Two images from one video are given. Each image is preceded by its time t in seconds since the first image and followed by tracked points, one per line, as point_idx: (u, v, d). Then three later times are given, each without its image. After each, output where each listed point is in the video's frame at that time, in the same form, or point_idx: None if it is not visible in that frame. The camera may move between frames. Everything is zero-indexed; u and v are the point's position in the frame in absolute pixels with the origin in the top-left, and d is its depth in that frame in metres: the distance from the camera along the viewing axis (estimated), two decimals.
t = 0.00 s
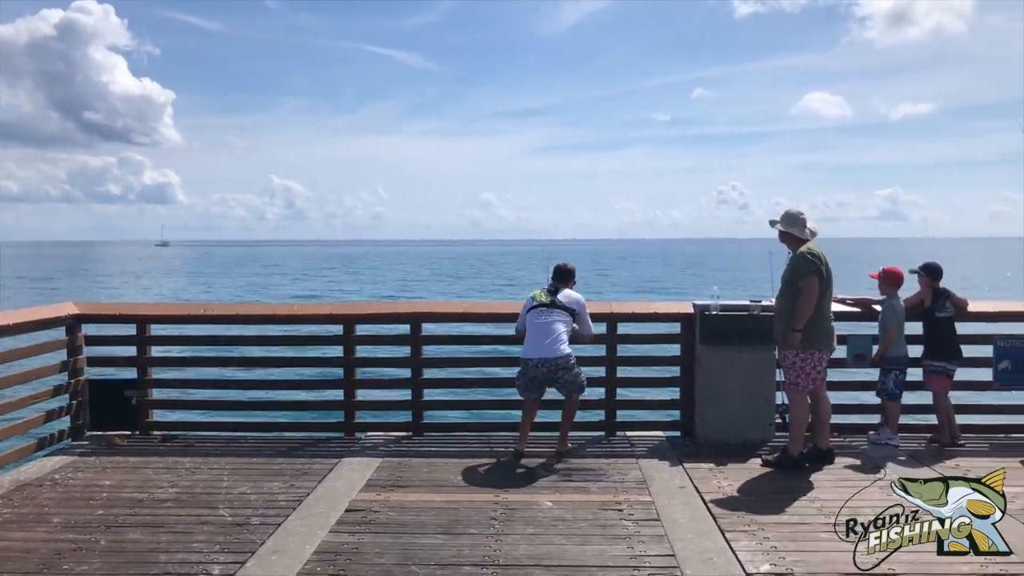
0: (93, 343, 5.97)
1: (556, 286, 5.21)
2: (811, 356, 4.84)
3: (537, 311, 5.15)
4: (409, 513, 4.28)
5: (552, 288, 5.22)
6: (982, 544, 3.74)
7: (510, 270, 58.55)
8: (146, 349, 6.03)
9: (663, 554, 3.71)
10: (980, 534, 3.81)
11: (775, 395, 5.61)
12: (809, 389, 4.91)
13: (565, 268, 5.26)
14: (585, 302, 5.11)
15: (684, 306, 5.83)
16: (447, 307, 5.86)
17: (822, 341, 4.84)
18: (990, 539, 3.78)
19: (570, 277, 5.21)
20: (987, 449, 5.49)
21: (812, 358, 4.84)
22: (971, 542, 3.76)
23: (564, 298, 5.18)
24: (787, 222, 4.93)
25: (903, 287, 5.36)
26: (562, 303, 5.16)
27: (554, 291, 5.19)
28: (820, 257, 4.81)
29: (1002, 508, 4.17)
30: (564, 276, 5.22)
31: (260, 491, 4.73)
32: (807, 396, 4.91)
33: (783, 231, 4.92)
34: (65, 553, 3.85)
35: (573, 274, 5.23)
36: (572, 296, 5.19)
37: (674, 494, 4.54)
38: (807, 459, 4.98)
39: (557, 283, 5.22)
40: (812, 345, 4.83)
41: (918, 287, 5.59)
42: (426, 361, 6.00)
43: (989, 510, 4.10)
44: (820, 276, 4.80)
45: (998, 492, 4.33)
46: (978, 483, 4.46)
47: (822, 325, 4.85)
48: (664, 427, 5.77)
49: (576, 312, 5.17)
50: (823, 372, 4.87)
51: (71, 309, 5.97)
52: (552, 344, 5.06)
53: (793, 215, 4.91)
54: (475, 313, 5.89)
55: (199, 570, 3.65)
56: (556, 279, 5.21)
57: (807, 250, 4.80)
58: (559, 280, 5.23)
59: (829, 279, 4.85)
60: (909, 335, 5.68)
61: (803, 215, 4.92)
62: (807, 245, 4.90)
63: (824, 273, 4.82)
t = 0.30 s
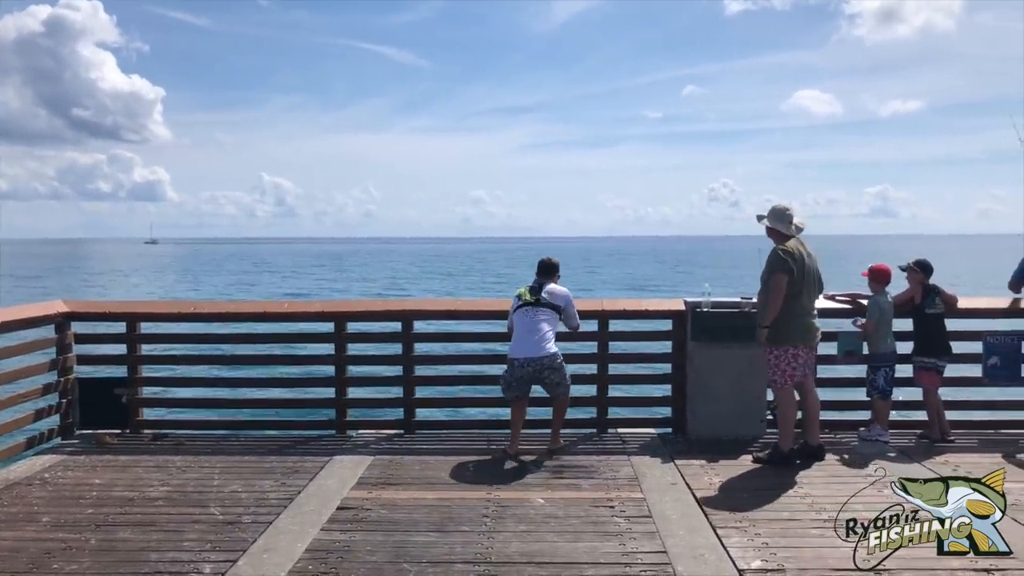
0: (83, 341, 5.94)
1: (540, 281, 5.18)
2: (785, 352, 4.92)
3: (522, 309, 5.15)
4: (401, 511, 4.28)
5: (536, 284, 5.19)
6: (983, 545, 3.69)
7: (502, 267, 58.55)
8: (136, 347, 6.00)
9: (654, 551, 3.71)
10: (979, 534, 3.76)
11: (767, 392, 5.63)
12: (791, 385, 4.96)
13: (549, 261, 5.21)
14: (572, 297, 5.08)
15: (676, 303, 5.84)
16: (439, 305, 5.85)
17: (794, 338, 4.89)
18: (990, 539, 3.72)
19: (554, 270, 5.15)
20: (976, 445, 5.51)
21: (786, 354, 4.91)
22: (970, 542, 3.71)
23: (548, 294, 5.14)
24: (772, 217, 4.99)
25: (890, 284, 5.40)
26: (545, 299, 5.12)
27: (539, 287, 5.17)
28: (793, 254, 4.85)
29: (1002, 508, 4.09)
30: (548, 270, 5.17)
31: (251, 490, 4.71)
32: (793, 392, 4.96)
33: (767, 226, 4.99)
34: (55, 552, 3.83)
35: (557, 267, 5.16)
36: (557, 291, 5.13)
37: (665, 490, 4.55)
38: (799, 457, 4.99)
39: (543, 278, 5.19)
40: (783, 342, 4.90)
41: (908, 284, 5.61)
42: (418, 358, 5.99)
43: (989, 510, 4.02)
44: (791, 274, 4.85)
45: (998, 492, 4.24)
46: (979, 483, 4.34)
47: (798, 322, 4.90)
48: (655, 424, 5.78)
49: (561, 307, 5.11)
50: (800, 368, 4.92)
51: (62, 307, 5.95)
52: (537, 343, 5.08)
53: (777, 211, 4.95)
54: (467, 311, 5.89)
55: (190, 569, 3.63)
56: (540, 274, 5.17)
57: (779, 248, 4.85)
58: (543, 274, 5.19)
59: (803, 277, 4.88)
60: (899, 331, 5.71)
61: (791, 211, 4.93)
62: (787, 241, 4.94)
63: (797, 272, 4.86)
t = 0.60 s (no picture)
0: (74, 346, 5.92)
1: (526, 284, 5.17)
2: (768, 355, 4.95)
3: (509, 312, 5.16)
4: (394, 514, 4.28)
5: (523, 288, 5.19)
6: (982, 545, 3.69)
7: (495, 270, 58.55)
8: (128, 351, 5.98)
9: (648, 553, 3.72)
10: (979, 534, 3.76)
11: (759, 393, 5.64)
12: (778, 387, 4.97)
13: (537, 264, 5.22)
14: (558, 298, 5.04)
15: (669, 305, 5.85)
16: (431, 307, 5.86)
17: (773, 341, 4.92)
18: (990, 539, 3.72)
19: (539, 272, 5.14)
20: (968, 445, 5.54)
21: (769, 357, 4.94)
22: (970, 541, 3.71)
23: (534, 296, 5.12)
24: (759, 218, 5.04)
25: (880, 285, 5.44)
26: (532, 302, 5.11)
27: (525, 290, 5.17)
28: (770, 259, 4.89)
29: (1002, 508, 4.09)
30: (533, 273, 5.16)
31: (244, 494, 4.70)
32: (782, 394, 4.97)
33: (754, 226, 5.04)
34: (47, 558, 3.81)
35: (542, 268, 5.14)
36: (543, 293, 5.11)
37: (659, 492, 4.56)
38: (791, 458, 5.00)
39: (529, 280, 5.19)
40: (761, 344, 4.95)
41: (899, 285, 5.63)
42: (411, 361, 5.99)
43: (989, 510, 4.01)
44: (769, 277, 4.89)
45: (997, 492, 4.24)
46: (978, 483, 4.33)
47: (779, 325, 4.93)
48: (648, 426, 5.79)
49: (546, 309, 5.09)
50: (785, 370, 4.94)
51: (53, 312, 5.92)
52: (523, 345, 5.08)
53: (764, 212, 4.99)
54: (460, 313, 5.89)
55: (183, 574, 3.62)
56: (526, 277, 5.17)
57: (760, 251, 4.91)
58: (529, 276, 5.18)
59: (782, 281, 4.92)
60: (891, 331, 5.73)
61: (778, 213, 4.96)
62: (770, 244, 4.98)
63: (774, 276, 4.90)
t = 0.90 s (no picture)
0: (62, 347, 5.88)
1: (524, 296, 5.13)
2: (751, 355, 4.97)
3: (506, 326, 5.12)
4: (384, 515, 4.26)
5: (520, 299, 5.11)
6: (982, 545, 3.68)
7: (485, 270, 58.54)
8: (116, 352, 5.95)
9: (638, 553, 3.72)
10: (979, 534, 3.74)
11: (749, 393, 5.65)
12: (765, 388, 4.97)
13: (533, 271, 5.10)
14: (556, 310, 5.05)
15: (659, 306, 5.85)
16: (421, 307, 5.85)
17: (757, 341, 4.94)
18: (990, 539, 3.71)
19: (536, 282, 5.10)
20: (956, 444, 5.57)
21: (753, 357, 4.96)
22: (970, 541, 3.70)
23: (533, 308, 5.09)
24: (744, 219, 5.05)
25: (866, 285, 5.51)
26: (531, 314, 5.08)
27: (523, 302, 5.11)
28: (752, 260, 4.91)
29: (1002, 508, 4.04)
30: (532, 283, 5.12)
31: (233, 495, 4.68)
32: (768, 394, 4.98)
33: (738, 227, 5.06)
34: (33, 561, 3.78)
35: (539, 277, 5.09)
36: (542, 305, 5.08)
37: (649, 492, 4.56)
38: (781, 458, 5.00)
39: (525, 290, 5.14)
40: (746, 344, 4.98)
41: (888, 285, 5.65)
42: (401, 361, 5.98)
43: (990, 510, 3.97)
44: (751, 279, 4.91)
45: (998, 492, 4.17)
46: (979, 482, 4.24)
47: (763, 326, 4.94)
48: (639, 426, 5.80)
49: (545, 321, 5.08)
50: (770, 369, 4.95)
51: (40, 313, 5.88)
52: (521, 365, 5.09)
53: (747, 213, 5.00)
54: (449, 314, 5.88)
55: None
56: (524, 288, 5.12)
57: (742, 252, 4.92)
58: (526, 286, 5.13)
59: (765, 283, 4.94)
60: (880, 332, 5.75)
61: (762, 213, 4.96)
62: (754, 244, 4.99)
63: (756, 278, 4.91)
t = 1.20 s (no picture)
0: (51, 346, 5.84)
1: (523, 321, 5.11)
2: (743, 355, 4.98)
3: (506, 353, 5.14)
4: (375, 515, 4.25)
5: (521, 327, 5.09)
6: (982, 545, 3.67)
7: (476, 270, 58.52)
8: (105, 352, 5.91)
9: (630, 552, 3.72)
10: (979, 534, 3.73)
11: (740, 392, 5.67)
12: (756, 388, 4.99)
13: (533, 297, 5.05)
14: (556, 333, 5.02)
15: (650, 305, 5.86)
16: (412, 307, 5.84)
17: (749, 341, 4.95)
18: (990, 539, 3.70)
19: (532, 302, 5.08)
20: (946, 442, 5.60)
21: (745, 357, 4.98)
22: (970, 541, 3.69)
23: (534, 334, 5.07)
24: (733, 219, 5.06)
25: (851, 285, 5.54)
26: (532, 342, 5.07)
27: (523, 329, 5.10)
28: (741, 261, 4.92)
29: (1003, 509, 4.01)
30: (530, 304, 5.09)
31: (224, 495, 4.66)
32: (760, 393, 5.00)
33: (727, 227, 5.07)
34: (22, 562, 3.76)
35: (536, 298, 5.05)
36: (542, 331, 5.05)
37: (641, 491, 4.56)
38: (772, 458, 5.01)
39: (524, 314, 5.13)
40: (737, 344, 4.99)
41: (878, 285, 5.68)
42: (392, 361, 5.97)
43: (990, 510, 3.94)
44: (740, 280, 4.92)
45: (998, 492, 4.12)
46: (979, 482, 4.18)
47: (754, 325, 4.95)
48: (631, 425, 5.81)
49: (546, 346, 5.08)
50: (761, 369, 4.97)
51: (28, 312, 5.84)
52: (520, 394, 5.13)
53: (736, 212, 5.01)
54: (441, 313, 5.88)
55: None
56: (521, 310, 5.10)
57: (732, 252, 4.93)
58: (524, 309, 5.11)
59: (754, 282, 4.95)
60: (871, 331, 5.78)
61: (750, 212, 4.97)
62: (744, 243, 5.00)
63: (745, 278, 4.92)
